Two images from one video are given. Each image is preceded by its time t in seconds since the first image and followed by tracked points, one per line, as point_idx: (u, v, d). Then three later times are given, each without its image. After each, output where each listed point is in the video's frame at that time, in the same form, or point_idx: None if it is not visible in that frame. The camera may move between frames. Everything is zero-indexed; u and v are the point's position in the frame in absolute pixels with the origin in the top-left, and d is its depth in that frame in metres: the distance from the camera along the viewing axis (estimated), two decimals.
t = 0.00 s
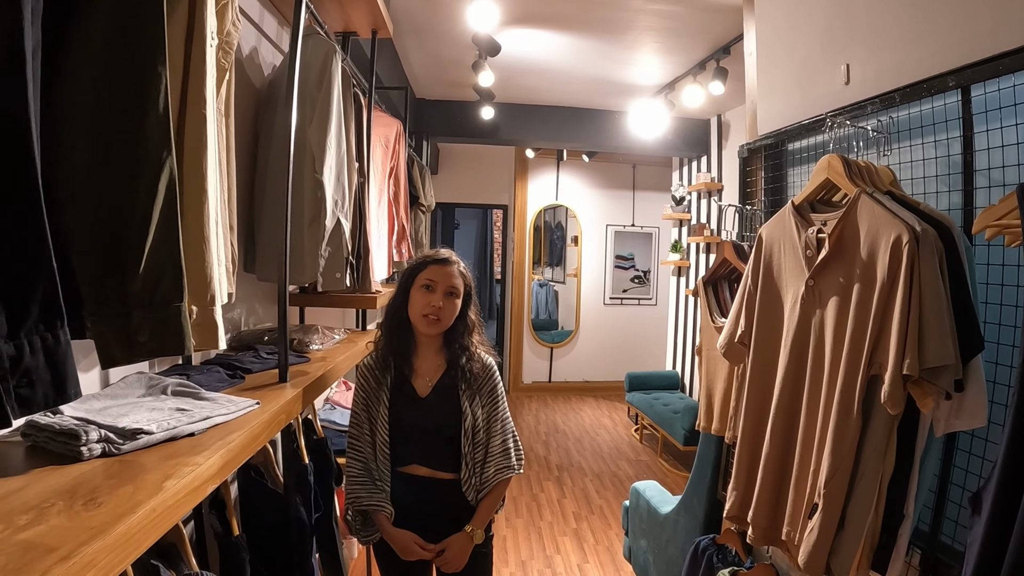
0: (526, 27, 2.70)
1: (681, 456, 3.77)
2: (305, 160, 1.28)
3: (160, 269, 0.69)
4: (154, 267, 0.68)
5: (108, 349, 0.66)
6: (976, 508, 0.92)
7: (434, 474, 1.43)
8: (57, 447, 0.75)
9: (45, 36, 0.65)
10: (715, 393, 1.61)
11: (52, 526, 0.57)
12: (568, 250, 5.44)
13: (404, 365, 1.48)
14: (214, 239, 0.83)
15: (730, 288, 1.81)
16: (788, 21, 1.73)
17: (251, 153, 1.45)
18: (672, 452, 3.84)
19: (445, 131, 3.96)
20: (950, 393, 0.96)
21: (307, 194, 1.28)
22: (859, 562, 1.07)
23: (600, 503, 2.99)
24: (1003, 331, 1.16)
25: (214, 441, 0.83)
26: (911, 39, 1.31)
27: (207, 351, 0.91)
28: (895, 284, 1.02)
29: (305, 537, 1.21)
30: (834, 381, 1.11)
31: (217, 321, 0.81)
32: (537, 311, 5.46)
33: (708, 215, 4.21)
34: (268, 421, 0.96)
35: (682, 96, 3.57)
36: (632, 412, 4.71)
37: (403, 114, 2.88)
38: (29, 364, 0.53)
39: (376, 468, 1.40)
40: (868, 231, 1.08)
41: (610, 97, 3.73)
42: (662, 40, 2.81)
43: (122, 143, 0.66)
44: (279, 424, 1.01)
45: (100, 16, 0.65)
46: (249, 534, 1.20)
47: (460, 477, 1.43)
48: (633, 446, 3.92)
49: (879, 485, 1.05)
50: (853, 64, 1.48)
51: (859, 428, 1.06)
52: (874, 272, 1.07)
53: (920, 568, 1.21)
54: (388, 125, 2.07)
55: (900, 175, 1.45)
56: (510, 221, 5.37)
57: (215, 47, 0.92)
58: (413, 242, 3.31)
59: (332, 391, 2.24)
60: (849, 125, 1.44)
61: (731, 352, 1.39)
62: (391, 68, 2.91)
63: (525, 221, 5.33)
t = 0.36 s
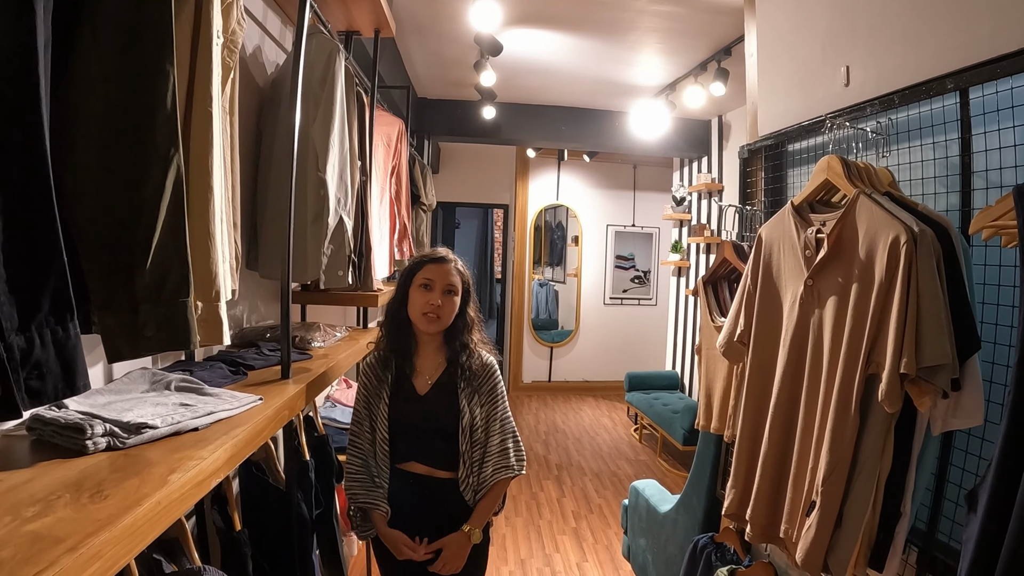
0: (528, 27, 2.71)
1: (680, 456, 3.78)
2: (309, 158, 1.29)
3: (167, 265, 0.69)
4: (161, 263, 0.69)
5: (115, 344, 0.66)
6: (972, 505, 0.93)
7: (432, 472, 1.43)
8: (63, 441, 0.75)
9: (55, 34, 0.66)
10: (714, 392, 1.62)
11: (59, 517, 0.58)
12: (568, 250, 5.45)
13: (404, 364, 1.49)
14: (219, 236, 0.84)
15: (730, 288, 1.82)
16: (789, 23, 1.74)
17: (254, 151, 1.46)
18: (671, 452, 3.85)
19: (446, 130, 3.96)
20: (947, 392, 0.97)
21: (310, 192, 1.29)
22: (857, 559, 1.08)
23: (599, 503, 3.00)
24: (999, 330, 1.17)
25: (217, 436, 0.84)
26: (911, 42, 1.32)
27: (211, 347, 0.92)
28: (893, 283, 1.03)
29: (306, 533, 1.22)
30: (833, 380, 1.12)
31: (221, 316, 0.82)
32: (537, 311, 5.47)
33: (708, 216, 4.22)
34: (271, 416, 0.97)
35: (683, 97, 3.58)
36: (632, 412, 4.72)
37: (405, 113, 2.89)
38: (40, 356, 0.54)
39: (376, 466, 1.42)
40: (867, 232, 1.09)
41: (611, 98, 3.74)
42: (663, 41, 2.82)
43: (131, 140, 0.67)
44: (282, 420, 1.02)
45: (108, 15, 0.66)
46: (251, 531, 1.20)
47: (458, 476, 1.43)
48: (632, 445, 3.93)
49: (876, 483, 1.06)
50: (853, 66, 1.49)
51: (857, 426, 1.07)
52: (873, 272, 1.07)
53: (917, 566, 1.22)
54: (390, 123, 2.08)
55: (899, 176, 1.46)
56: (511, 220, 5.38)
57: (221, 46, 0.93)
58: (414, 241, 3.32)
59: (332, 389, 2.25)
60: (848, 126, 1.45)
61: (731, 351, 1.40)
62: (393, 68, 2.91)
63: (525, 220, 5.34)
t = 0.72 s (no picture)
0: (528, 27, 2.72)
1: (679, 456, 3.78)
2: (309, 157, 1.30)
3: (168, 264, 0.70)
4: (162, 262, 0.69)
5: (116, 342, 0.67)
6: (968, 507, 0.94)
7: (428, 472, 1.43)
8: (63, 439, 0.76)
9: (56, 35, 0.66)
10: (712, 392, 1.63)
11: (60, 514, 0.59)
12: (569, 250, 5.46)
13: (401, 363, 1.49)
14: (219, 235, 0.84)
15: (729, 289, 1.83)
16: (789, 24, 1.74)
17: (254, 151, 1.47)
18: (670, 452, 3.86)
19: (447, 130, 3.96)
20: (943, 394, 0.98)
21: (310, 191, 1.30)
22: (853, 560, 1.08)
23: (598, 502, 3.00)
24: (996, 332, 1.18)
25: (217, 434, 0.85)
26: (910, 44, 1.32)
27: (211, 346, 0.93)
28: (890, 285, 1.03)
29: (305, 531, 1.22)
30: (830, 382, 1.12)
31: (221, 315, 0.83)
32: (536, 310, 5.47)
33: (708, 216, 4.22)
34: (269, 415, 0.98)
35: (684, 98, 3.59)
36: (631, 412, 4.72)
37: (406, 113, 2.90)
38: (42, 354, 0.54)
39: (370, 465, 1.42)
40: (864, 234, 1.10)
41: (611, 98, 3.74)
42: (664, 41, 2.82)
43: (132, 140, 0.67)
44: (281, 419, 1.03)
45: (109, 15, 0.66)
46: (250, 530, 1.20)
47: (455, 477, 1.44)
48: (631, 445, 3.93)
49: (873, 484, 1.06)
50: (853, 68, 1.50)
51: (854, 428, 1.07)
52: (870, 273, 1.08)
53: (913, 566, 1.23)
54: (390, 123, 2.09)
55: (898, 178, 1.46)
56: (511, 220, 5.38)
57: (221, 45, 0.93)
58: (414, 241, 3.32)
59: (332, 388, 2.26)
60: (847, 128, 1.46)
61: (729, 352, 1.40)
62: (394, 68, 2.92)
63: (525, 220, 5.35)
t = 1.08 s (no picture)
0: (528, 27, 2.72)
1: (677, 457, 3.78)
2: (307, 157, 1.30)
3: (165, 264, 0.70)
4: (159, 261, 0.70)
5: (113, 341, 0.67)
6: (962, 508, 0.94)
7: (423, 472, 1.43)
8: (60, 437, 0.76)
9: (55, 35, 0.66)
10: (709, 393, 1.63)
11: (56, 512, 0.59)
12: (568, 250, 5.46)
13: (396, 364, 1.49)
14: (216, 235, 0.85)
15: (726, 289, 1.83)
16: (788, 25, 1.74)
17: (252, 150, 1.47)
18: (668, 453, 3.86)
19: (446, 129, 3.96)
20: (938, 396, 0.98)
21: (307, 190, 1.30)
22: (847, 561, 1.09)
23: (596, 502, 3.01)
24: (991, 335, 1.18)
25: (213, 433, 0.85)
26: (907, 46, 1.32)
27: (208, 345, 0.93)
28: (886, 287, 1.03)
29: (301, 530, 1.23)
30: (826, 383, 1.12)
31: (218, 314, 0.83)
32: (535, 310, 5.47)
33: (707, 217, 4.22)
34: (266, 414, 0.98)
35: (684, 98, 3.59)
36: (629, 412, 4.72)
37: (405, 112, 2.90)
38: (39, 353, 0.55)
39: (367, 463, 1.42)
40: (860, 236, 1.10)
41: (611, 98, 3.74)
42: (663, 41, 2.82)
43: (129, 140, 0.67)
44: (277, 418, 1.03)
45: (107, 16, 0.67)
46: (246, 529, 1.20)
47: (450, 477, 1.44)
48: (629, 445, 3.94)
49: (867, 485, 1.06)
50: (851, 70, 1.50)
51: (849, 429, 1.07)
52: (866, 275, 1.08)
53: (908, 568, 1.23)
54: (389, 123, 2.09)
55: (894, 180, 1.46)
56: (511, 219, 5.39)
57: (219, 45, 0.94)
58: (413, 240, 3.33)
59: (330, 387, 2.26)
60: (844, 130, 1.46)
61: (725, 353, 1.41)
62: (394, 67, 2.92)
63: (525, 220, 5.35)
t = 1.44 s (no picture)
0: (529, 27, 2.72)
1: (676, 456, 3.79)
2: (307, 155, 1.30)
3: (166, 260, 0.70)
4: (160, 258, 0.70)
5: (113, 338, 0.67)
6: (960, 508, 0.94)
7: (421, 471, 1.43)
8: (60, 434, 0.76)
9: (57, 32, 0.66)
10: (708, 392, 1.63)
11: (56, 508, 0.59)
12: (568, 249, 5.46)
13: (395, 363, 1.49)
14: (217, 234, 0.85)
15: (725, 289, 1.83)
16: (788, 25, 1.74)
17: (253, 148, 1.47)
18: (667, 452, 3.86)
19: (446, 128, 3.96)
20: (937, 395, 0.98)
21: (308, 188, 1.30)
22: (846, 560, 1.09)
23: (594, 501, 3.01)
24: (990, 334, 1.18)
25: (213, 430, 0.85)
26: (907, 47, 1.32)
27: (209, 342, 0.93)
28: (885, 286, 1.03)
29: (301, 528, 1.23)
30: (825, 382, 1.13)
31: (219, 312, 0.83)
32: (535, 309, 5.48)
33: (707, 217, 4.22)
34: (265, 412, 0.98)
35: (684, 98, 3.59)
36: (628, 412, 4.73)
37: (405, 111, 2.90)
38: (40, 349, 0.55)
39: (365, 462, 1.42)
40: (860, 235, 1.10)
41: (611, 97, 3.75)
42: (664, 41, 2.82)
43: (131, 137, 0.67)
44: (277, 415, 1.03)
45: (109, 14, 0.67)
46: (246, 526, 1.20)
47: (448, 476, 1.44)
48: (628, 445, 3.94)
49: (866, 484, 1.07)
50: (850, 70, 1.50)
51: (848, 428, 1.07)
52: (865, 275, 1.08)
53: (906, 567, 1.23)
54: (389, 121, 2.09)
55: (894, 180, 1.47)
56: (510, 218, 5.39)
57: (220, 43, 0.94)
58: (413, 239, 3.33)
59: (329, 385, 2.26)
60: (844, 130, 1.46)
61: (724, 352, 1.41)
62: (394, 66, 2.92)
63: (525, 219, 5.35)
